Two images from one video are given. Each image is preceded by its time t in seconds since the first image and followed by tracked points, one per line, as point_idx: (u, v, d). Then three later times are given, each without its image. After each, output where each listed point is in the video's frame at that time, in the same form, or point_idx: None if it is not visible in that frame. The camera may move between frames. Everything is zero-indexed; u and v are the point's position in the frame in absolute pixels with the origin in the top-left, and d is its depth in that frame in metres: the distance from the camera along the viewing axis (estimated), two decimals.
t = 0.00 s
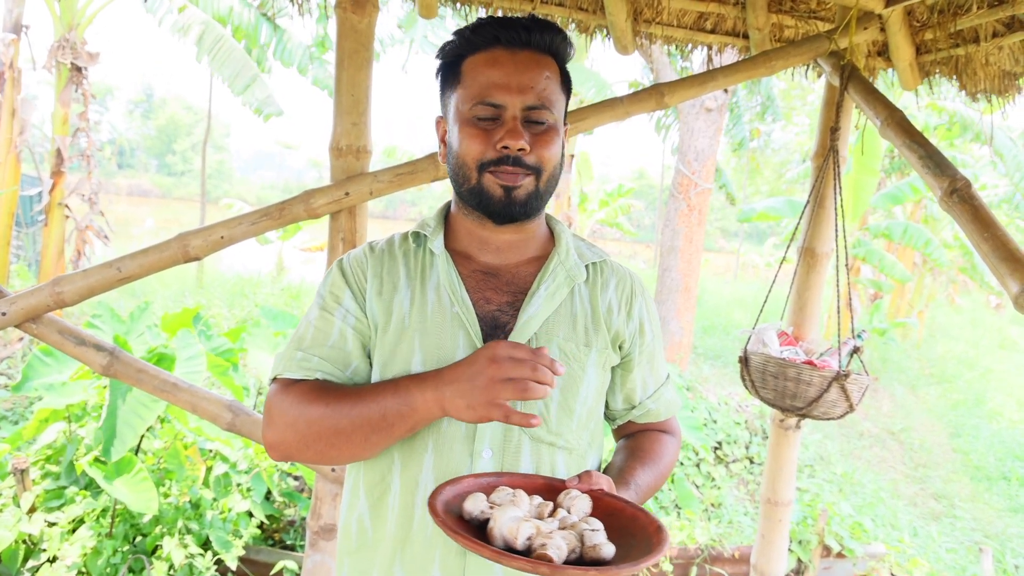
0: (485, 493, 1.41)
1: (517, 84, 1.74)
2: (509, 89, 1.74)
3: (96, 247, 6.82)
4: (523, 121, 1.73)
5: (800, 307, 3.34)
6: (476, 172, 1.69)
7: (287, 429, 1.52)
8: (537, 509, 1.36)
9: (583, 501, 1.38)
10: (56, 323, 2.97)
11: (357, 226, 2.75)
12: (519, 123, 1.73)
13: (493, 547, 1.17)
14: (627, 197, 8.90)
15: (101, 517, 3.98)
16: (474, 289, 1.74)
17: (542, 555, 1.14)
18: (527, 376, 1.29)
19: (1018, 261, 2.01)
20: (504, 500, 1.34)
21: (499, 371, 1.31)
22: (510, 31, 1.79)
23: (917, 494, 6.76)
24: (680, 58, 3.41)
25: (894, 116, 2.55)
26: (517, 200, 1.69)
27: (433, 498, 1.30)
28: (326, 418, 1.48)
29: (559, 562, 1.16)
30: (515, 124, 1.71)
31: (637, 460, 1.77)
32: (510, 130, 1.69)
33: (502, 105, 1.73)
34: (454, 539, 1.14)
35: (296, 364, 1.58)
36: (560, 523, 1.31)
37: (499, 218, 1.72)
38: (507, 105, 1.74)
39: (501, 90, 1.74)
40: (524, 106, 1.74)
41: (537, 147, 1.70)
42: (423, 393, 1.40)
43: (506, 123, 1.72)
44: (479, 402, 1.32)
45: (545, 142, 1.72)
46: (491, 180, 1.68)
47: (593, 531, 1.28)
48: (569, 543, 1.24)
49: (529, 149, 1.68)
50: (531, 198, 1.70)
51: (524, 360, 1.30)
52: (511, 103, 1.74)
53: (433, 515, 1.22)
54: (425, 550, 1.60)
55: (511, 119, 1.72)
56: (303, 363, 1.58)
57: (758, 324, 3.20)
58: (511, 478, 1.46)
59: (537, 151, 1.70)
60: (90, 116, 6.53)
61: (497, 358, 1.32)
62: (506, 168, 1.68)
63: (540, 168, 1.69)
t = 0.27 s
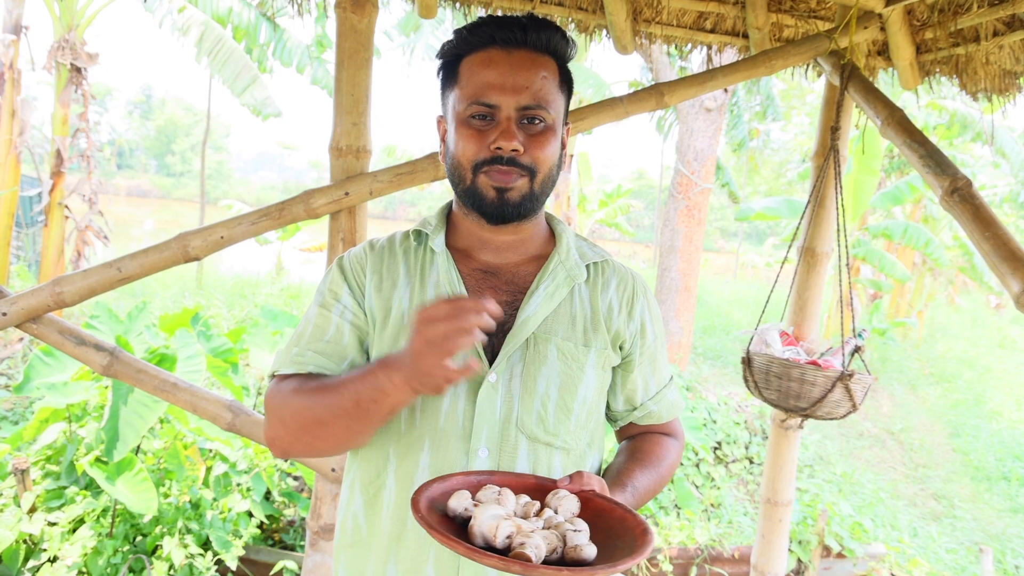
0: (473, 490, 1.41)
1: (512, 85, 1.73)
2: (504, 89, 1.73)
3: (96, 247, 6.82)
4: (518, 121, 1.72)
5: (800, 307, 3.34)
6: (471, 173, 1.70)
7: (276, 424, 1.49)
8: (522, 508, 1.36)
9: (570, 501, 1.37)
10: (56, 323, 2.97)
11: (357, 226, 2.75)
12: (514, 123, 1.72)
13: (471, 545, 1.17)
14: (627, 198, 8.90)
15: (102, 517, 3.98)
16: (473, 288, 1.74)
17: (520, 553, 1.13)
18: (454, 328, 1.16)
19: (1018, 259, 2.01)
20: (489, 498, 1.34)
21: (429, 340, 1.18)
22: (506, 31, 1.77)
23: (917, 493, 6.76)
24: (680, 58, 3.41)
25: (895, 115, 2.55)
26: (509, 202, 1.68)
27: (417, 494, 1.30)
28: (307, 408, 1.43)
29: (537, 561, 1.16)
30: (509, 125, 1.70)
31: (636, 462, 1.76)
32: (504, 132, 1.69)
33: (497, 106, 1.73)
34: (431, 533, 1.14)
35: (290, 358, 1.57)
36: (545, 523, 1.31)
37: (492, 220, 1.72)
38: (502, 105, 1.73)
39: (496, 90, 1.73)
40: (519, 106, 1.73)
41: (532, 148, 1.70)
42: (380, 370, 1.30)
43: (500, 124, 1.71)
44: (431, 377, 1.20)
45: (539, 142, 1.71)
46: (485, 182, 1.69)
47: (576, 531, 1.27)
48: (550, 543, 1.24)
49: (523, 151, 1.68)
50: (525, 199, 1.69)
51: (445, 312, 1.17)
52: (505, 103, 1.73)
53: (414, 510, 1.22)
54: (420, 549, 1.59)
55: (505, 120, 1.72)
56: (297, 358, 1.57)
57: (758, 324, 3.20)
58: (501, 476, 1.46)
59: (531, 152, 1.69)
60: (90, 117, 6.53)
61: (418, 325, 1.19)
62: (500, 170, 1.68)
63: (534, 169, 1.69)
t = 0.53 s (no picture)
0: (473, 487, 1.40)
1: (508, 88, 1.73)
2: (499, 92, 1.73)
3: (96, 248, 6.81)
4: (514, 124, 1.72)
5: (801, 307, 3.33)
6: (468, 177, 1.70)
7: (273, 418, 1.47)
8: (523, 505, 1.35)
9: (570, 498, 1.37)
10: (55, 323, 2.96)
11: (357, 226, 2.74)
12: (510, 125, 1.71)
13: (470, 540, 1.17)
14: (626, 198, 8.90)
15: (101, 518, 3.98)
16: (474, 285, 1.74)
17: (519, 548, 1.13)
18: (424, 302, 1.12)
19: (1018, 259, 2.01)
20: (489, 494, 1.34)
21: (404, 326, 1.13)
22: (501, 33, 1.76)
23: (917, 494, 6.76)
24: (679, 59, 3.41)
25: (895, 115, 2.55)
26: (507, 206, 1.68)
27: (417, 490, 1.30)
28: (299, 397, 1.40)
29: (536, 556, 1.15)
30: (505, 128, 1.70)
31: (637, 461, 1.76)
32: (500, 135, 1.68)
33: (492, 108, 1.72)
34: (430, 528, 1.14)
35: (294, 348, 1.56)
36: (545, 520, 1.31)
37: (491, 225, 1.73)
38: (497, 108, 1.72)
39: (492, 92, 1.73)
40: (514, 109, 1.73)
41: (528, 151, 1.69)
42: (360, 351, 1.27)
43: (496, 127, 1.70)
44: (422, 357, 1.16)
45: (535, 143, 1.71)
46: (482, 187, 1.69)
47: (576, 529, 1.27)
48: (549, 539, 1.23)
49: (519, 154, 1.68)
50: (522, 203, 1.70)
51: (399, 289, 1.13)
52: (501, 105, 1.72)
53: (413, 504, 1.22)
54: (420, 547, 1.60)
55: (501, 122, 1.71)
56: (299, 347, 1.56)
57: (759, 324, 3.20)
58: (502, 473, 1.45)
59: (527, 155, 1.69)
60: (89, 118, 6.53)
61: (383, 306, 1.13)
62: (497, 173, 1.68)
63: (530, 172, 1.69)
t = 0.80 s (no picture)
0: (483, 491, 1.41)
1: (514, 90, 1.73)
2: (505, 94, 1.73)
3: (95, 249, 6.81)
4: (519, 126, 1.72)
5: (801, 308, 3.33)
6: (473, 177, 1.69)
7: (278, 422, 1.46)
8: (535, 508, 1.35)
9: (581, 500, 1.37)
10: (54, 325, 2.96)
11: (356, 228, 2.74)
12: (516, 127, 1.71)
13: (489, 544, 1.17)
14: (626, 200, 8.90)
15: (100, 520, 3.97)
16: (473, 287, 1.73)
17: (540, 551, 1.13)
18: (440, 270, 1.11)
19: (1019, 261, 2.01)
20: (501, 498, 1.34)
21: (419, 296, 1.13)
22: (508, 34, 1.76)
23: (917, 496, 6.76)
24: (678, 60, 3.41)
25: (895, 116, 2.55)
26: (512, 205, 1.68)
27: (429, 496, 1.30)
28: (304, 396, 1.39)
29: (556, 559, 1.16)
30: (511, 130, 1.70)
31: (636, 462, 1.76)
32: (506, 137, 1.68)
33: (498, 110, 1.72)
34: (450, 534, 1.14)
35: (291, 355, 1.56)
36: (558, 523, 1.31)
37: (493, 226, 1.72)
38: (504, 109, 1.72)
39: (498, 94, 1.72)
40: (520, 111, 1.73)
41: (533, 153, 1.69)
42: (368, 337, 1.26)
43: (502, 129, 1.70)
44: (437, 331, 1.16)
45: (540, 145, 1.71)
46: (486, 187, 1.68)
47: (591, 530, 1.27)
48: (567, 541, 1.24)
49: (525, 155, 1.67)
50: (526, 204, 1.69)
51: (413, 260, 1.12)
52: (507, 107, 1.72)
53: (429, 511, 1.22)
54: (423, 550, 1.59)
55: (507, 124, 1.71)
56: (297, 353, 1.55)
57: (759, 326, 3.20)
58: (509, 477, 1.45)
59: (533, 156, 1.69)
60: (88, 120, 6.52)
61: (395, 282, 1.13)
62: (502, 174, 1.67)
63: (536, 173, 1.68)
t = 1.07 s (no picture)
0: (485, 493, 1.40)
1: (514, 88, 1.73)
2: (506, 92, 1.72)
3: (94, 250, 6.81)
4: (519, 124, 1.72)
5: (800, 308, 3.33)
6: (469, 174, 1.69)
7: (273, 436, 1.47)
8: (538, 510, 1.34)
9: (584, 501, 1.36)
10: (53, 326, 2.95)
11: (355, 228, 2.74)
12: (516, 126, 1.71)
13: (494, 548, 1.16)
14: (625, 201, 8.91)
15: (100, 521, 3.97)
16: (472, 288, 1.73)
17: (545, 554, 1.13)
18: (438, 313, 1.14)
19: (1019, 260, 2.01)
20: (504, 500, 1.33)
21: (418, 338, 1.15)
22: (509, 32, 1.76)
23: (916, 496, 6.76)
24: (678, 60, 3.41)
25: (895, 116, 2.55)
26: (510, 205, 1.68)
27: (432, 498, 1.29)
28: (301, 411, 1.40)
29: (562, 561, 1.16)
30: (511, 128, 1.70)
31: (636, 461, 1.76)
32: (506, 134, 1.68)
33: (499, 108, 1.72)
34: (455, 539, 1.14)
35: (289, 362, 1.56)
36: (562, 524, 1.30)
37: (491, 224, 1.72)
38: (504, 107, 1.72)
39: (498, 92, 1.72)
40: (520, 109, 1.73)
41: (533, 151, 1.69)
42: (365, 361, 1.27)
43: (502, 127, 1.70)
44: (434, 365, 1.17)
45: (540, 144, 1.71)
46: (485, 184, 1.68)
47: (596, 531, 1.27)
48: (572, 543, 1.23)
49: (524, 154, 1.67)
50: (525, 203, 1.70)
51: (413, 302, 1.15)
52: (508, 105, 1.72)
53: (433, 515, 1.21)
54: (424, 551, 1.58)
55: (507, 122, 1.71)
56: (296, 360, 1.55)
57: (758, 326, 3.20)
58: (512, 479, 1.45)
59: (532, 155, 1.69)
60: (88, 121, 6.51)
61: (393, 316, 1.15)
62: (501, 172, 1.67)
63: (535, 172, 1.69)
